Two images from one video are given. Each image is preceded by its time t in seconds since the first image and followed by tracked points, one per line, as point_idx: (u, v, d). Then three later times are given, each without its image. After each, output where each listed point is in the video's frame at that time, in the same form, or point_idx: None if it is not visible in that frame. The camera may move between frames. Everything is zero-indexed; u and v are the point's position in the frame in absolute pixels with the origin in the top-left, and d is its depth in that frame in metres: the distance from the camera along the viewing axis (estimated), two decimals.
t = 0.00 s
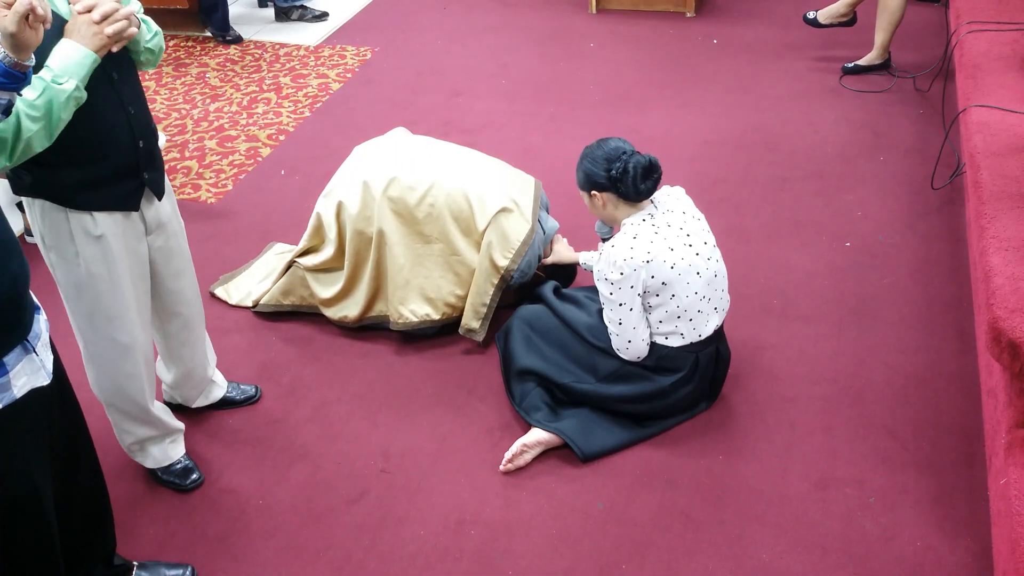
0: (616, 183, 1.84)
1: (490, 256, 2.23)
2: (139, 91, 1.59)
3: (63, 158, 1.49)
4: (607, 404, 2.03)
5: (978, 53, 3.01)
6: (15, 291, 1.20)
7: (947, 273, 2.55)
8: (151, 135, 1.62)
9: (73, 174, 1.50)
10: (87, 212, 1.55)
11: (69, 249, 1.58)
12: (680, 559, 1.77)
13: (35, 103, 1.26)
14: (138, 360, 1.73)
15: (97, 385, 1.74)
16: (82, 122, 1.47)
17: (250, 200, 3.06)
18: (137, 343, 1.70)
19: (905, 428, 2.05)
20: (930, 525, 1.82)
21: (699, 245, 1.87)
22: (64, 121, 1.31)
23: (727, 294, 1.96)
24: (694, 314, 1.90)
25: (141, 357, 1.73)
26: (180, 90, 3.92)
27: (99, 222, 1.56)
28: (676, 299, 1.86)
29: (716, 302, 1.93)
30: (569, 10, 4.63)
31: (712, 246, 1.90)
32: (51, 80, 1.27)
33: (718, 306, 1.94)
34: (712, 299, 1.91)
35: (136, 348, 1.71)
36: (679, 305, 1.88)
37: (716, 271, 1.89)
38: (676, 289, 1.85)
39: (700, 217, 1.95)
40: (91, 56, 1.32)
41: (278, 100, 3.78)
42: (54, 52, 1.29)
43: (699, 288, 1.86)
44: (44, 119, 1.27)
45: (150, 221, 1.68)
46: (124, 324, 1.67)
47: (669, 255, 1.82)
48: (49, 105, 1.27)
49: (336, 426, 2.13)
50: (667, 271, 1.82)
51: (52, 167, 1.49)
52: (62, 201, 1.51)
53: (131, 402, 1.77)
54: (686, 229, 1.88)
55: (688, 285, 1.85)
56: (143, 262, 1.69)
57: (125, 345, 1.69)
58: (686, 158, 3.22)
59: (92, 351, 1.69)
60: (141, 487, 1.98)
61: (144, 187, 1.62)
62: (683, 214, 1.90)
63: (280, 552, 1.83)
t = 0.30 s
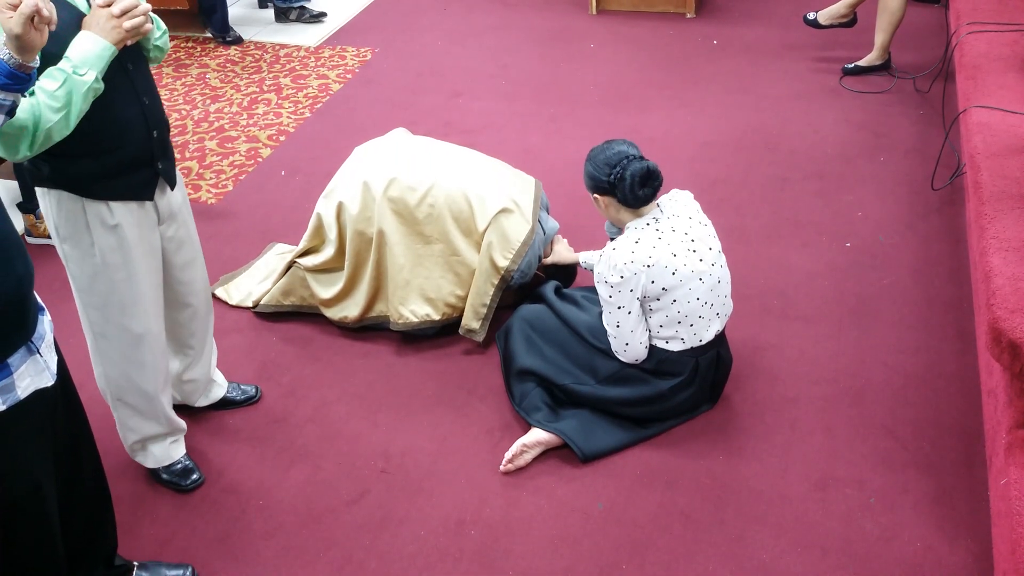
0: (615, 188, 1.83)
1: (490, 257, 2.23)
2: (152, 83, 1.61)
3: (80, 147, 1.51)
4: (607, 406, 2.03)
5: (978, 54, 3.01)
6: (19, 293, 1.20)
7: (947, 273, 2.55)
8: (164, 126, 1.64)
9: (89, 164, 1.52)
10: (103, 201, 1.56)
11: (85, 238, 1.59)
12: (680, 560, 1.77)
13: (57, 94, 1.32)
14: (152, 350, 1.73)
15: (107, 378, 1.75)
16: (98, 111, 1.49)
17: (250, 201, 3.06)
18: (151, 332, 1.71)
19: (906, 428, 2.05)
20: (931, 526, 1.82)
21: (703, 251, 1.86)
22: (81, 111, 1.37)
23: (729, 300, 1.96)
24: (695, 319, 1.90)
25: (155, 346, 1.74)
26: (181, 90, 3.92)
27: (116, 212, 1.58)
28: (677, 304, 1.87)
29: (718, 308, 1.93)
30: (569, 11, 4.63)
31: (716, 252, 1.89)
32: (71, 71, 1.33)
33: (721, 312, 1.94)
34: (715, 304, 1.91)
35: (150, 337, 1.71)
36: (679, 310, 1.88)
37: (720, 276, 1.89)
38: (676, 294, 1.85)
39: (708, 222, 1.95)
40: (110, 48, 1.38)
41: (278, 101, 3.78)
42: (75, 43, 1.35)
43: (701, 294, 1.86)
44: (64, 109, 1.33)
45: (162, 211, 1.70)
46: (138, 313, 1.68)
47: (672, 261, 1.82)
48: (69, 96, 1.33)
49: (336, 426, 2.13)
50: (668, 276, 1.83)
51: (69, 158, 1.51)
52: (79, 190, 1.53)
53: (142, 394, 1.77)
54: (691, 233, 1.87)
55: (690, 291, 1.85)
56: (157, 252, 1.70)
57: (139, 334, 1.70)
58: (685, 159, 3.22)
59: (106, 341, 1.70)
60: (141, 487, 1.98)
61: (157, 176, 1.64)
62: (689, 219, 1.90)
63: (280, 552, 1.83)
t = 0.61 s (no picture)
0: (626, 200, 1.79)
1: (490, 257, 2.23)
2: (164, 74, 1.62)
3: (97, 139, 1.52)
4: (607, 407, 2.03)
5: (978, 54, 3.01)
6: (26, 293, 1.20)
7: (947, 273, 2.55)
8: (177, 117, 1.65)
9: (106, 155, 1.53)
10: (121, 192, 1.57)
11: (103, 231, 1.60)
12: (680, 560, 1.77)
13: (77, 76, 1.34)
14: (170, 341, 1.74)
15: (124, 374, 1.75)
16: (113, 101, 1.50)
17: (250, 201, 3.06)
18: (169, 323, 1.72)
19: (905, 428, 2.05)
20: (930, 526, 1.82)
21: (707, 256, 1.86)
22: (102, 94, 1.39)
23: (733, 306, 1.96)
24: (697, 323, 1.90)
25: (172, 338, 1.75)
26: (181, 90, 3.92)
27: (133, 202, 1.59)
28: (677, 307, 1.87)
29: (721, 312, 1.92)
30: (569, 11, 4.63)
31: (721, 257, 1.89)
32: (88, 55, 1.35)
33: (723, 316, 1.94)
34: (717, 308, 1.90)
35: (168, 328, 1.72)
36: (681, 313, 1.88)
37: (722, 282, 1.89)
38: (677, 297, 1.86)
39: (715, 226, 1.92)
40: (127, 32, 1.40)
41: (278, 100, 3.78)
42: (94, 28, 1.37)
43: (703, 299, 1.87)
44: (84, 91, 1.35)
45: (176, 201, 1.70)
46: (157, 303, 1.68)
47: (672, 264, 1.83)
48: (89, 78, 1.35)
49: (336, 426, 2.13)
50: (667, 278, 1.84)
51: (86, 150, 1.52)
52: (96, 183, 1.54)
53: (160, 386, 1.77)
54: (697, 238, 1.85)
55: (691, 295, 1.85)
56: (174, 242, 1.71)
57: (159, 326, 1.70)
58: (686, 159, 3.22)
59: (126, 336, 1.70)
60: (141, 487, 1.98)
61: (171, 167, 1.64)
62: (694, 223, 1.87)
63: (280, 552, 1.83)
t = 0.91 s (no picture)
0: (656, 216, 1.79)
1: (490, 257, 2.23)
2: (166, 75, 1.61)
3: (93, 138, 1.52)
4: (607, 407, 2.03)
5: (978, 54, 3.01)
6: (28, 292, 1.20)
7: (947, 274, 2.55)
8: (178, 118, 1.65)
9: (102, 155, 1.53)
10: (117, 192, 1.57)
11: (99, 230, 1.60)
12: (680, 560, 1.77)
13: (75, 86, 1.33)
14: (166, 342, 1.74)
15: (121, 373, 1.75)
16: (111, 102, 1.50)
17: (250, 201, 3.06)
18: (165, 323, 1.72)
19: (905, 428, 2.05)
20: (930, 526, 1.82)
21: (710, 252, 1.87)
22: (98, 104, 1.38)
23: (734, 303, 1.96)
24: (699, 320, 1.90)
25: (168, 339, 1.74)
26: (181, 90, 3.92)
27: (130, 202, 1.59)
28: (680, 303, 1.88)
29: (724, 309, 1.93)
30: (569, 10, 4.63)
31: (724, 254, 1.90)
32: (88, 65, 1.34)
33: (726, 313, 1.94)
34: (720, 305, 1.91)
35: (165, 328, 1.72)
36: (683, 309, 1.89)
37: (726, 278, 1.90)
38: (680, 293, 1.87)
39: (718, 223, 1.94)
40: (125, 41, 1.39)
41: (278, 100, 3.78)
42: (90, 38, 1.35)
43: (706, 295, 1.87)
44: (81, 102, 1.35)
45: (176, 202, 1.70)
46: (153, 303, 1.68)
47: (676, 259, 1.84)
48: (87, 88, 1.35)
49: (336, 426, 2.13)
50: (671, 273, 1.85)
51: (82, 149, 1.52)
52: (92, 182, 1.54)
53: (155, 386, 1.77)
54: (701, 235, 1.87)
55: (694, 292, 1.87)
56: (171, 243, 1.71)
57: (154, 326, 1.70)
58: (686, 159, 3.22)
59: (122, 333, 1.70)
60: (141, 487, 1.98)
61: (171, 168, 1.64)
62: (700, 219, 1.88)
63: (280, 552, 1.83)
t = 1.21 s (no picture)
0: (664, 213, 1.78)
1: (490, 257, 2.23)
2: (154, 84, 1.60)
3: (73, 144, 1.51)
4: (607, 407, 2.03)
5: (978, 54, 3.01)
6: (27, 294, 1.20)
7: (947, 274, 2.55)
8: (165, 127, 1.63)
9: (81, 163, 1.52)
10: (97, 200, 1.56)
11: (78, 237, 1.60)
12: (680, 560, 1.77)
13: (53, 95, 1.31)
14: (144, 350, 1.73)
15: (100, 376, 1.75)
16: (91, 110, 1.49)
17: (250, 201, 3.06)
18: (144, 331, 1.71)
19: (905, 428, 2.05)
20: (930, 526, 1.82)
21: (708, 250, 1.88)
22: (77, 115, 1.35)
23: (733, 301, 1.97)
24: (700, 318, 1.90)
25: (149, 346, 1.74)
26: (181, 90, 3.92)
27: (109, 210, 1.58)
28: (680, 302, 1.88)
29: (724, 307, 1.93)
30: (569, 11, 4.63)
31: (721, 252, 1.91)
32: (70, 75, 1.33)
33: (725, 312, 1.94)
34: (720, 303, 1.91)
35: (143, 335, 1.72)
36: (683, 309, 1.88)
37: (724, 276, 1.90)
38: (680, 292, 1.87)
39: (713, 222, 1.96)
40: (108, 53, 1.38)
41: (278, 101, 3.78)
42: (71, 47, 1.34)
43: (705, 293, 1.88)
44: (60, 112, 1.32)
45: (161, 212, 1.69)
46: (131, 311, 1.68)
47: (675, 258, 1.85)
48: (67, 98, 1.32)
49: (336, 426, 2.13)
50: (671, 271, 1.85)
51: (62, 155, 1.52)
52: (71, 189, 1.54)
53: (133, 391, 1.77)
54: (698, 235, 1.88)
55: (694, 290, 1.87)
56: (152, 253, 1.70)
57: (132, 332, 1.70)
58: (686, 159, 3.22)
59: (100, 338, 1.70)
60: (141, 487, 1.98)
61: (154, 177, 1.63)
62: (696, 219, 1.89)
63: (280, 552, 1.83)
